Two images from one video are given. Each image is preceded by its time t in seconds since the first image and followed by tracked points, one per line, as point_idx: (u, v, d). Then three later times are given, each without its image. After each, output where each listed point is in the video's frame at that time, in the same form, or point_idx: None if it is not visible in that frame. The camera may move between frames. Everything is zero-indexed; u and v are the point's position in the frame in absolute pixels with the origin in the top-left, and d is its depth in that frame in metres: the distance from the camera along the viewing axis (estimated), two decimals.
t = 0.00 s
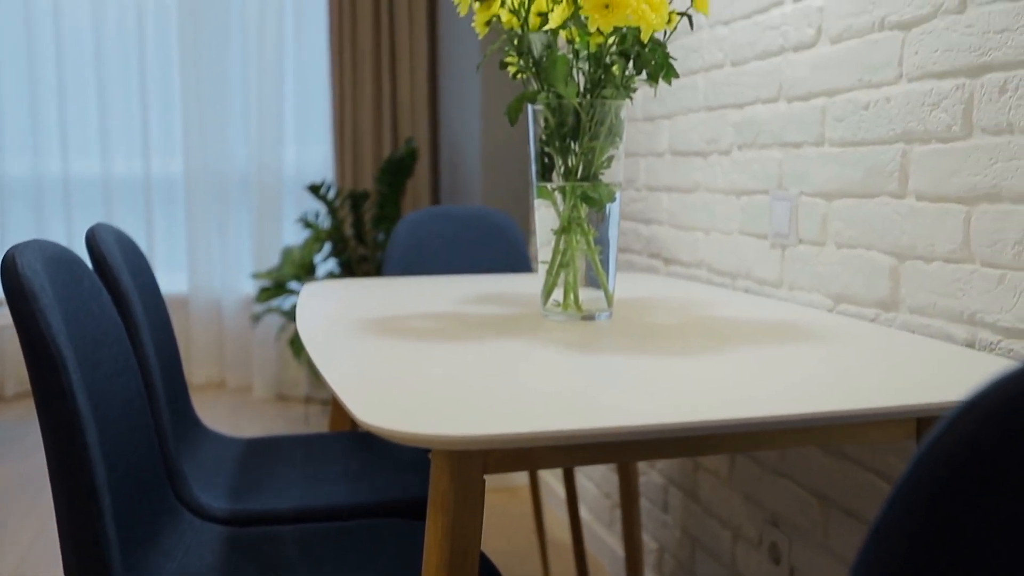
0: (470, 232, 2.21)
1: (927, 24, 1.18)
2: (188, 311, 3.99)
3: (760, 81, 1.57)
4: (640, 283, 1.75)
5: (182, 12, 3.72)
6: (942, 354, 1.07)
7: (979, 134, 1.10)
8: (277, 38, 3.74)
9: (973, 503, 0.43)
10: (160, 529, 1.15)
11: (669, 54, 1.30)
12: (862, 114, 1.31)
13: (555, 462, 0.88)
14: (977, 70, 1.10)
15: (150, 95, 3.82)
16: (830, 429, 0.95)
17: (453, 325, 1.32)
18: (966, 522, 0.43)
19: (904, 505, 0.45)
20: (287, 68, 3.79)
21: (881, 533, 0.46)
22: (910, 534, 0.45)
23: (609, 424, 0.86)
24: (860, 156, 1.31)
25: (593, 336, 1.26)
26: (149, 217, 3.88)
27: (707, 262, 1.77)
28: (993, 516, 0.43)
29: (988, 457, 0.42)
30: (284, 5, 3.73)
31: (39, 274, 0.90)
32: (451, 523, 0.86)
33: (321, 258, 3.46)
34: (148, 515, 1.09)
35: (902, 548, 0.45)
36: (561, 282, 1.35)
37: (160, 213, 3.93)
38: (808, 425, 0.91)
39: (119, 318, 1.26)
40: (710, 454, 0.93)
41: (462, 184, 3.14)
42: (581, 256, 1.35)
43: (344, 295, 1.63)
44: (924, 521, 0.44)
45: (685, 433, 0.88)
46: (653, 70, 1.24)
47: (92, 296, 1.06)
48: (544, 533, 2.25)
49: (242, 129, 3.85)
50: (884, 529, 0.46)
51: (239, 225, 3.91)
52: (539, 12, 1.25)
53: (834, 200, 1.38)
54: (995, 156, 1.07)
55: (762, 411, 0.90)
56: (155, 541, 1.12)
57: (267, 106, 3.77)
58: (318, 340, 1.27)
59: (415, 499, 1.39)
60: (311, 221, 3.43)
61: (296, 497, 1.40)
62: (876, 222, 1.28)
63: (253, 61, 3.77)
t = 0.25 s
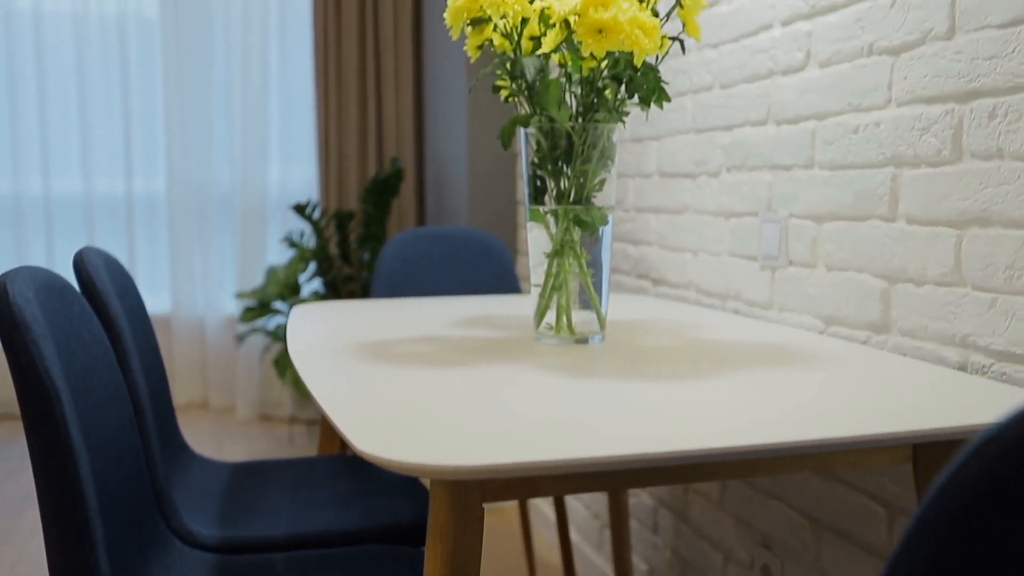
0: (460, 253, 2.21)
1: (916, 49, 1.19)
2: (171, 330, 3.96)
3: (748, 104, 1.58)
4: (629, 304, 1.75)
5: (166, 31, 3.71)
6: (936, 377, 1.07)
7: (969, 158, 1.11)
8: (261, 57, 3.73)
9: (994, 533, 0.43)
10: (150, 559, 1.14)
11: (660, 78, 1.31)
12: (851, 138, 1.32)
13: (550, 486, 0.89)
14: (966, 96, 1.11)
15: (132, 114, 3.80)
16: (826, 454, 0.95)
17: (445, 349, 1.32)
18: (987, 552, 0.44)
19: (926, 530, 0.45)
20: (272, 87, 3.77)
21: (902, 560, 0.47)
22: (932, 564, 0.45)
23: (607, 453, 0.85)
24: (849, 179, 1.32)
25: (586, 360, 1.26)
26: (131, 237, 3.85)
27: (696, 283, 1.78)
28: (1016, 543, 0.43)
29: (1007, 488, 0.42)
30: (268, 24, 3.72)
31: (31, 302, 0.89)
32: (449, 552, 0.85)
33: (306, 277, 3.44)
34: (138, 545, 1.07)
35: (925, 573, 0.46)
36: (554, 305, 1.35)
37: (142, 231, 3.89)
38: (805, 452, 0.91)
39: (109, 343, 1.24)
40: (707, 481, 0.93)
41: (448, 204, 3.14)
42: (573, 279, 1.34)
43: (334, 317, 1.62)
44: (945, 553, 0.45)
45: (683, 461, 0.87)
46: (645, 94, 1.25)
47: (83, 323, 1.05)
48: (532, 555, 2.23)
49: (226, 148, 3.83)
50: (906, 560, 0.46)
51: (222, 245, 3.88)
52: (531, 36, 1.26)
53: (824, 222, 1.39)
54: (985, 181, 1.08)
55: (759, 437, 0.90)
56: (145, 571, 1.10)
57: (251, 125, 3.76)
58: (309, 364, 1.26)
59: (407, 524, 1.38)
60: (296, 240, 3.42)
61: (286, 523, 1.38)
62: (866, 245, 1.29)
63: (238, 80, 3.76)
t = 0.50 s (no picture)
0: (450, 270, 2.21)
1: (906, 71, 1.20)
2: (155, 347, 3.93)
3: (739, 123, 1.59)
4: (620, 322, 1.75)
5: (152, 48, 3.70)
6: (930, 397, 1.08)
7: (960, 179, 1.12)
8: (247, 73, 3.71)
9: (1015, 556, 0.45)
10: None
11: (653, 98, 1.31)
12: (843, 158, 1.33)
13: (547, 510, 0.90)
14: (957, 118, 1.12)
15: (116, 129, 3.77)
16: (824, 476, 0.95)
17: (439, 369, 1.32)
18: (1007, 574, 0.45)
19: (941, 555, 0.46)
20: (258, 103, 3.76)
21: None
22: None
23: (607, 477, 0.85)
24: (840, 199, 1.33)
25: (580, 380, 1.26)
26: (115, 253, 3.82)
27: (687, 301, 1.78)
28: (1023, 569, 0.46)
29: None
30: (254, 40, 3.71)
31: (25, 325, 0.88)
32: None
33: (292, 294, 3.42)
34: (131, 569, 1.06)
35: None
36: (547, 324, 1.35)
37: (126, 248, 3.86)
38: (803, 474, 0.91)
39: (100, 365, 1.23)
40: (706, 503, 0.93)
41: (436, 221, 3.13)
42: (566, 298, 1.34)
43: (325, 336, 1.61)
44: None
45: (682, 484, 0.87)
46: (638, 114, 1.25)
47: (75, 344, 1.04)
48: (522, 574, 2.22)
49: (212, 165, 3.81)
50: None
51: (208, 261, 3.85)
52: (525, 56, 1.27)
53: (815, 242, 1.40)
54: (976, 203, 1.09)
55: (758, 459, 0.90)
56: None
57: (236, 140, 3.73)
58: (303, 385, 1.25)
59: (400, 546, 1.37)
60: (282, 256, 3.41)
61: (278, 545, 1.37)
62: (858, 264, 1.30)
63: (223, 96, 3.74)
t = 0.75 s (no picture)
0: (438, 289, 2.20)
1: (895, 96, 1.22)
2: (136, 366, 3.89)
3: (727, 145, 1.61)
4: (610, 342, 1.76)
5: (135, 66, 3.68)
6: (923, 419, 1.09)
7: (950, 203, 1.13)
8: (231, 91, 3.70)
9: None
10: None
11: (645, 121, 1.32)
12: (832, 181, 1.34)
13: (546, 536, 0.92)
14: (946, 142, 1.14)
15: (98, 147, 3.74)
16: (820, 499, 0.95)
17: (431, 392, 1.31)
18: None
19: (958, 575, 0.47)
20: (242, 120, 3.74)
21: None
22: None
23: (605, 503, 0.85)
24: (830, 222, 1.34)
25: (573, 403, 1.25)
26: (97, 272, 3.79)
27: (675, 321, 1.79)
28: None
29: None
30: (238, 57, 3.70)
31: (17, 350, 0.87)
32: None
33: (277, 312, 3.40)
34: None
35: None
36: (539, 345, 1.35)
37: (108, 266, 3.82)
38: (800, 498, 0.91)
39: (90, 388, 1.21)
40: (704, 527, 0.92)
41: (422, 239, 3.12)
42: (559, 320, 1.34)
43: (314, 358, 1.60)
44: None
45: (681, 509, 0.87)
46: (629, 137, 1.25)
47: (66, 368, 1.02)
48: None
49: (195, 183, 3.78)
50: None
51: (191, 280, 3.82)
52: (517, 79, 1.27)
53: (805, 263, 1.41)
54: (966, 226, 1.10)
55: (756, 483, 0.90)
56: None
57: (220, 159, 3.71)
58: (295, 408, 1.24)
59: (391, 569, 1.36)
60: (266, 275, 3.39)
61: (267, 569, 1.36)
62: (848, 286, 1.31)
63: (207, 114, 3.72)
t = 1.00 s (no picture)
0: (427, 306, 2.20)
1: (885, 116, 1.23)
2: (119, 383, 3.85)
3: (717, 163, 1.61)
4: (600, 359, 1.76)
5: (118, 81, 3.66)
6: (916, 437, 1.09)
7: (940, 223, 1.14)
8: (216, 104, 3.67)
9: None
10: None
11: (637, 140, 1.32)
12: (822, 200, 1.35)
13: (544, 558, 0.92)
14: (936, 162, 1.15)
15: (81, 161, 3.71)
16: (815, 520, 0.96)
17: (423, 411, 1.30)
18: None
19: None
20: (227, 134, 3.71)
21: None
22: None
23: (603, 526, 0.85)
24: (821, 240, 1.35)
25: (566, 422, 1.25)
26: (79, 287, 3.75)
27: (665, 338, 1.79)
28: None
29: None
30: (223, 70, 3.67)
31: (9, 373, 0.86)
32: None
33: (262, 328, 3.39)
34: None
35: None
36: (533, 364, 1.35)
37: (91, 281, 3.79)
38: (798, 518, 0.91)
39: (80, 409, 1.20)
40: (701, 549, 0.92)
41: (409, 254, 3.11)
42: (551, 338, 1.34)
43: (306, 376, 1.59)
44: None
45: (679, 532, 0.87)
46: (622, 157, 1.26)
47: (59, 389, 1.01)
48: None
49: (179, 197, 3.75)
50: None
51: (175, 296, 3.78)
52: (509, 99, 1.27)
53: (795, 281, 1.41)
54: (957, 246, 1.11)
55: (754, 505, 0.90)
56: None
57: (205, 172, 3.68)
58: (288, 428, 1.23)
59: None
60: (251, 291, 3.38)
61: None
62: (839, 304, 1.32)
63: (192, 127, 3.70)
